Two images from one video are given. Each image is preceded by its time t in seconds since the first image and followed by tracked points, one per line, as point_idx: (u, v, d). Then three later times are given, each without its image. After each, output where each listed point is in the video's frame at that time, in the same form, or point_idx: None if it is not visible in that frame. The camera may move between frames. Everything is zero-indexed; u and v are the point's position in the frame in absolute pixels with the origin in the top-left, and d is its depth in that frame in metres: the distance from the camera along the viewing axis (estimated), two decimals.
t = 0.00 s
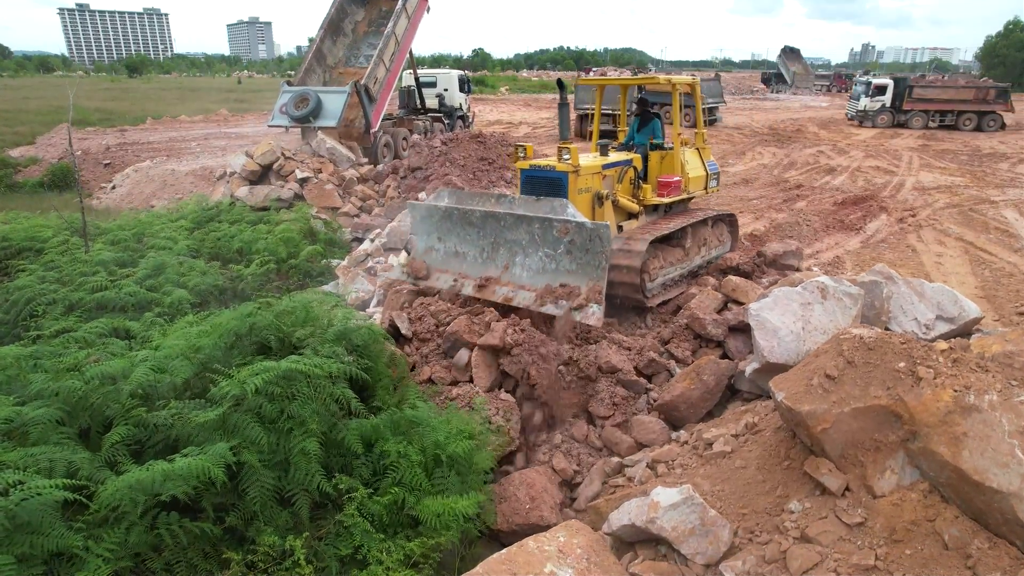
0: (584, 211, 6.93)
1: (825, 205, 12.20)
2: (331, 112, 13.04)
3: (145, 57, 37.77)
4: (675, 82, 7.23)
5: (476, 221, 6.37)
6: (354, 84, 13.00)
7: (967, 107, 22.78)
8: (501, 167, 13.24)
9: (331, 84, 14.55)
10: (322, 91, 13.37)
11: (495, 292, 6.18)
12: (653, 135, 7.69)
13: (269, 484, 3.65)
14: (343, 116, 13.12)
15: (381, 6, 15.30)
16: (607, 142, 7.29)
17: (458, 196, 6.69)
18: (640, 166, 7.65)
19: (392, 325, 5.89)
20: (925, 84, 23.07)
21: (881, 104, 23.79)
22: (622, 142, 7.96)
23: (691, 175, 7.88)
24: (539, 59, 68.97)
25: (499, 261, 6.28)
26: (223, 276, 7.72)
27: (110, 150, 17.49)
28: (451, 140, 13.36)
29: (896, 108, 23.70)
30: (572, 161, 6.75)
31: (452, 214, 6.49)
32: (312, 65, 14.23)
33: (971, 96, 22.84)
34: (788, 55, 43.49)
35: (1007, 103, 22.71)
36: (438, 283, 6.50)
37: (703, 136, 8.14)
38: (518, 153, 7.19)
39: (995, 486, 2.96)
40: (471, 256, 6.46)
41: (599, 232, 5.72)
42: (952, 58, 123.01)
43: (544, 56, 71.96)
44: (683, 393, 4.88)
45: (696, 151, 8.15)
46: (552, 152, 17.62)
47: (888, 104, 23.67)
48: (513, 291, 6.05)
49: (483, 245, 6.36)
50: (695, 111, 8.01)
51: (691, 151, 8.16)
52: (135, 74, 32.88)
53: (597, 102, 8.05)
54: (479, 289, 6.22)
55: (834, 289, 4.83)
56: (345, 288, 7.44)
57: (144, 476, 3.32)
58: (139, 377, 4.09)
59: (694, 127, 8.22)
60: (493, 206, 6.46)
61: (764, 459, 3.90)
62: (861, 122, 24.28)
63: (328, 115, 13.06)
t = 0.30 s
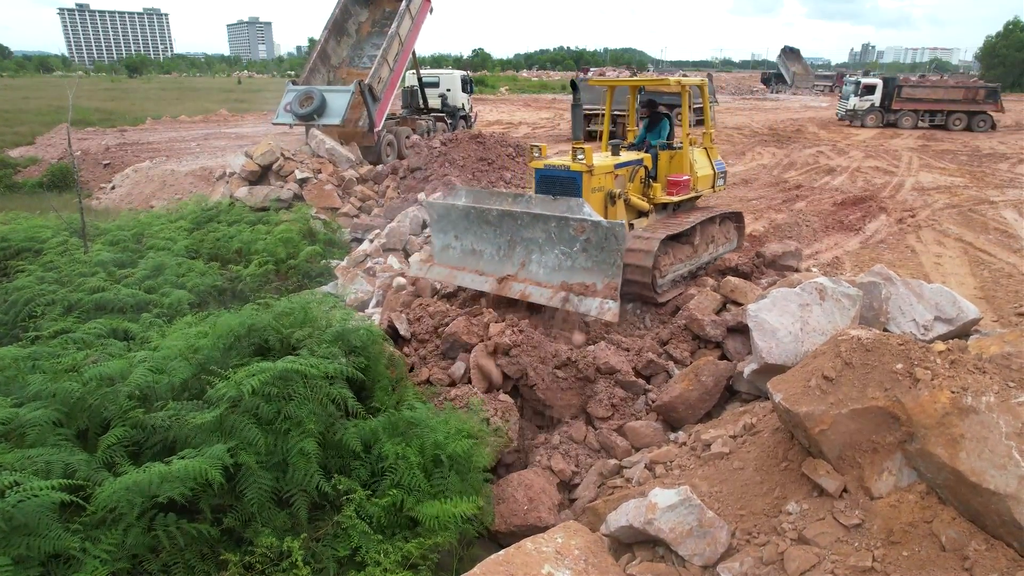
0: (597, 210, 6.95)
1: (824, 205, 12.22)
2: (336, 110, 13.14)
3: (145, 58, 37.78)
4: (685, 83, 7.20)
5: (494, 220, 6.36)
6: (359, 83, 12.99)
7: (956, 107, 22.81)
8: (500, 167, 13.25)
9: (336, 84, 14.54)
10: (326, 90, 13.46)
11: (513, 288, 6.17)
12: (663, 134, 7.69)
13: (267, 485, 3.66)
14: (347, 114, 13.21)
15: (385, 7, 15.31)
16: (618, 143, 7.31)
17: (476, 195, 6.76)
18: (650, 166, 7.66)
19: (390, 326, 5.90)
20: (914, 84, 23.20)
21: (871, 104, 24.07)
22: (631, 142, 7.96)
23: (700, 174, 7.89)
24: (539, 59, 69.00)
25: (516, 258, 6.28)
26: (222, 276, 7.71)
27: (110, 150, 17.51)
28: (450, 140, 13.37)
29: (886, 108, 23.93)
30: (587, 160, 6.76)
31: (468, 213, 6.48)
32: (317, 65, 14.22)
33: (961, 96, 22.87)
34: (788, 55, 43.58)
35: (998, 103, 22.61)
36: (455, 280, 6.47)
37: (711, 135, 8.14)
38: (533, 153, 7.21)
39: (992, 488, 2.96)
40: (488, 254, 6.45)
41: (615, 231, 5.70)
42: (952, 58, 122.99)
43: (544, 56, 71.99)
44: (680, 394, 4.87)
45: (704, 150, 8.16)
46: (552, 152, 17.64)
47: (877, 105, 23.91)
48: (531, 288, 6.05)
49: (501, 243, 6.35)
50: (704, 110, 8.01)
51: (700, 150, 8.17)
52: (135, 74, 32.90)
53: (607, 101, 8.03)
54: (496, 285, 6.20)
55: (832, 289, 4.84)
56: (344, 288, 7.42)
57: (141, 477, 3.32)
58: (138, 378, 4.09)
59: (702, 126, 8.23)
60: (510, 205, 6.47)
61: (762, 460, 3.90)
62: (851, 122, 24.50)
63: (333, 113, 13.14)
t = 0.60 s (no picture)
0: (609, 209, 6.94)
1: (824, 206, 12.24)
2: (345, 114, 13.20)
3: (145, 58, 37.77)
4: (692, 84, 7.24)
5: (508, 220, 6.37)
6: (364, 84, 12.99)
7: (945, 106, 22.90)
8: (500, 167, 13.26)
9: (340, 84, 14.54)
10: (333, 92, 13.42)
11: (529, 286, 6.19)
12: (670, 133, 7.72)
13: (265, 487, 3.66)
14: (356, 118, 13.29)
15: (388, 8, 15.25)
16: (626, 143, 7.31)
17: (490, 196, 6.80)
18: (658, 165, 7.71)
19: (389, 328, 5.91)
20: (902, 83, 23.36)
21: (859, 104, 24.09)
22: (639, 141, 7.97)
23: (707, 172, 7.97)
24: (539, 59, 68.99)
25: (532, 257, 6.30)
26: (221, 277, 7.72)
27: (109, 150, 17.52)
28: (450, 141, 13.36)
29: (875, 106, 23.94)
30: (596, 161, 6.72)
31: (484, 214, 6.50)
32: (322, 66, 14.19)
33: (949, 96, 22.95)
34: (789, 56, 43.62)
35: (987, 103, 22.59)
36: (472, 279, 6.51)
37: (718, 134, 8.22)
38: (544, 155, 7.17)
39: (989, 489, 2.96)
40: (504, 253, 6.48)
41: (627, 231, 5.70)
42: (952, 58, 122.98)
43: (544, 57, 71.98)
44: (678, 396, 4.86)
45: (710, 148, 8.22)
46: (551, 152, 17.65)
47: (866, 105, 23.96)
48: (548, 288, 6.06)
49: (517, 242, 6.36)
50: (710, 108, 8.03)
51: (705, 148, 8.22)
52: (135, 74, 32.91)
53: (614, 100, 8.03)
54: (513, 283, 6.23)
55: (830, 290, 4.83)
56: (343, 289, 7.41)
57: (137, 479, 3.32)
58: (135, 379, 4.11)
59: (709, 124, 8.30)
60: (524, 206, 6.58)
61: (759, 461, 3.90)
62: (840, 121, 24.54)
63: (342, 118, 13.24)
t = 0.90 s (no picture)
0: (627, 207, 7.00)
1: (823, 205, 12.23)
2: (354, 116, 13.28)
3: (145, 57, 37.74)
4: (708, 86, 7.27)
5: (531, 215, 6.59)
6: (369, 83, 13.05)
7: (935, 105, 22.99)
8: (500, 167, 13.26)
9: (345, 84, 14.54)
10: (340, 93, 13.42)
11: (551, 278, 6.40)
12: (684, 132, 7.80)
13: (263, 486, 3.66)
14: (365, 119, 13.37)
15: (393, 8, 15.25)
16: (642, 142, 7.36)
17: (513, 192, 6.93)
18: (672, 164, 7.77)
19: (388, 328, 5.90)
20: (891, 83, 23.48)
21: (849, 103, 24.11)
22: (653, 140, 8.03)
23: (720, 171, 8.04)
24: (538, 58, 68.97)
25: (552, 251, 6.49)
26: (220, 276, 7.71)
27: (109, 150, 17.52)
28: (449, 140, 13.35)
29: (864, 105, 24.01)
30: (617, 160, 6.83)
31: (507, 208, 6.73)
32: (327, 65, 14.17)
33: (938, 95, 23.01)
34: (789, 55, 43.56)
35: (977, 102, 22.62)
36: (493, 271, 6.72)
37: (731, 134, 8.29)
38: (564, 152, 7.22)
39: (987, 488, 2.96)
40: (524, 247, 6.68)
41: (646, 229, 5.92)
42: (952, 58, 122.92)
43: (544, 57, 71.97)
44: (678, 395, 4.84)
45: (723, 149, 8.29)
46: (551, 152, 17.64)
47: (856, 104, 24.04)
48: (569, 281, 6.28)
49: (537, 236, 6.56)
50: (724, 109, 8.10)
51: (718, 149, 8.29)
52: (135, 74, 32.92)
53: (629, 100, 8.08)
54: (535, 276, 6.44)
55: (829, 290, 4.82)
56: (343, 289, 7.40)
57: (135, 478, 3.33)
58: (134, 378, 4.11)
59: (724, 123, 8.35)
60: (546, 203, 6.71)
61: (758, 461, 3.89)
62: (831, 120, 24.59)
63: (351, 120, 13.32)
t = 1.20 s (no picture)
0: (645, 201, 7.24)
1: (823, 205, 12.22)
2: (364, 117, 13.40)
3: (144, 58, 37.74)
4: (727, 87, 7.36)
5: (557, 202, 6.75)
6: (373, 83, 13.05)
7: (926, 105, 23.05)
8: (500, 166, 13.25)
9: (348, 84, 14.51)
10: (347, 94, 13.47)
11: (574, 265, 6.57)
12: (701, 133, 7.85)
13: (262, 485, 3.66)
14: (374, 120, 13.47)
15: (395, 9, 15.21)
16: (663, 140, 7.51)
17: (539, 179, 7.25)
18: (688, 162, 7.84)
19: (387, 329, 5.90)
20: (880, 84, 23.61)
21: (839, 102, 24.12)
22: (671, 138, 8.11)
23: (736, 173, 8.05)
24: (538, 58, 68.97)
25: (575, 238, 6.64)
26: (219, 276, 7.71)
27: (109, 150, 17.52)
28: (449, 140, 13.34)
29: (855, 105, 24.09)
30: (641, 155, 7.12)
31: (533, 194, 6.92)
32: (331, 65, 14.13)
33: (929, 95, 23.10)
34: (789, 55, 43.59)
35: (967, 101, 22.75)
36: (516, 254, 6.96)
37: (748, 137, 8.30)
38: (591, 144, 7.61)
39: (987, 488, 2.95)
40: (548, 233, 6.86)
41: (668, 221, 5.97)
42: (952, 58, 122.92)
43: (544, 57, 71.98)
44: (677, 395, 4.84)
45: (741, 151, 8.29)
46: (551, 152, 17.64)
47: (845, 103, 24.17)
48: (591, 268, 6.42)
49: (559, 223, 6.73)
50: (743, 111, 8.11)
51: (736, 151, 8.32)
52: (135, 74, 32.93)
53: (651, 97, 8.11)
54: (557, 262, 6.64)
55: (829, 289, 4.81)
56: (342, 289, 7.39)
57: (133, 476, 3.33)
58: (132, 378, 4.11)
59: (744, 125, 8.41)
60: (573, 190, 6.90)
61: (758, 460, 3.88)
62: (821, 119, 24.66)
63: (362, 121, 13.45)
